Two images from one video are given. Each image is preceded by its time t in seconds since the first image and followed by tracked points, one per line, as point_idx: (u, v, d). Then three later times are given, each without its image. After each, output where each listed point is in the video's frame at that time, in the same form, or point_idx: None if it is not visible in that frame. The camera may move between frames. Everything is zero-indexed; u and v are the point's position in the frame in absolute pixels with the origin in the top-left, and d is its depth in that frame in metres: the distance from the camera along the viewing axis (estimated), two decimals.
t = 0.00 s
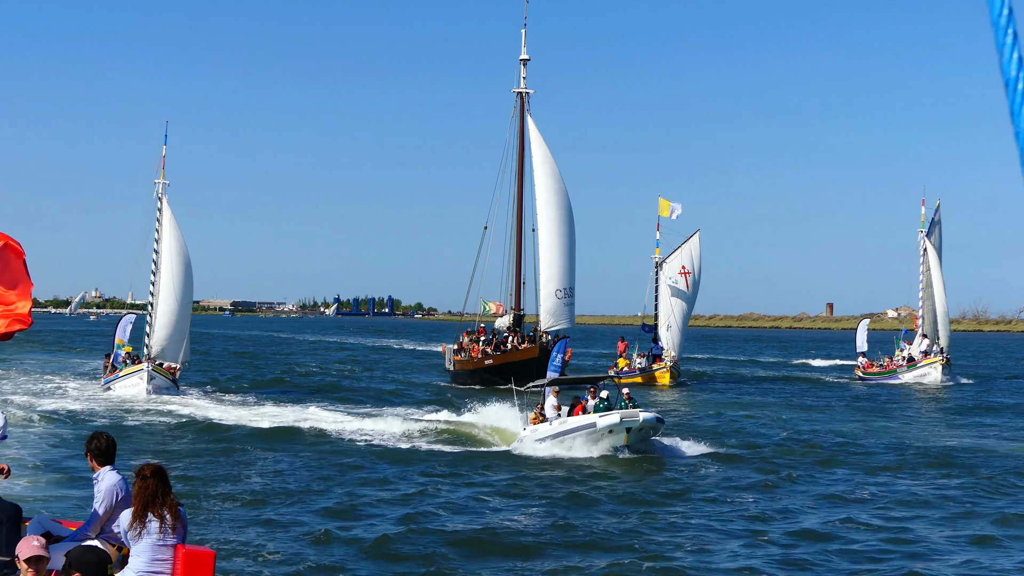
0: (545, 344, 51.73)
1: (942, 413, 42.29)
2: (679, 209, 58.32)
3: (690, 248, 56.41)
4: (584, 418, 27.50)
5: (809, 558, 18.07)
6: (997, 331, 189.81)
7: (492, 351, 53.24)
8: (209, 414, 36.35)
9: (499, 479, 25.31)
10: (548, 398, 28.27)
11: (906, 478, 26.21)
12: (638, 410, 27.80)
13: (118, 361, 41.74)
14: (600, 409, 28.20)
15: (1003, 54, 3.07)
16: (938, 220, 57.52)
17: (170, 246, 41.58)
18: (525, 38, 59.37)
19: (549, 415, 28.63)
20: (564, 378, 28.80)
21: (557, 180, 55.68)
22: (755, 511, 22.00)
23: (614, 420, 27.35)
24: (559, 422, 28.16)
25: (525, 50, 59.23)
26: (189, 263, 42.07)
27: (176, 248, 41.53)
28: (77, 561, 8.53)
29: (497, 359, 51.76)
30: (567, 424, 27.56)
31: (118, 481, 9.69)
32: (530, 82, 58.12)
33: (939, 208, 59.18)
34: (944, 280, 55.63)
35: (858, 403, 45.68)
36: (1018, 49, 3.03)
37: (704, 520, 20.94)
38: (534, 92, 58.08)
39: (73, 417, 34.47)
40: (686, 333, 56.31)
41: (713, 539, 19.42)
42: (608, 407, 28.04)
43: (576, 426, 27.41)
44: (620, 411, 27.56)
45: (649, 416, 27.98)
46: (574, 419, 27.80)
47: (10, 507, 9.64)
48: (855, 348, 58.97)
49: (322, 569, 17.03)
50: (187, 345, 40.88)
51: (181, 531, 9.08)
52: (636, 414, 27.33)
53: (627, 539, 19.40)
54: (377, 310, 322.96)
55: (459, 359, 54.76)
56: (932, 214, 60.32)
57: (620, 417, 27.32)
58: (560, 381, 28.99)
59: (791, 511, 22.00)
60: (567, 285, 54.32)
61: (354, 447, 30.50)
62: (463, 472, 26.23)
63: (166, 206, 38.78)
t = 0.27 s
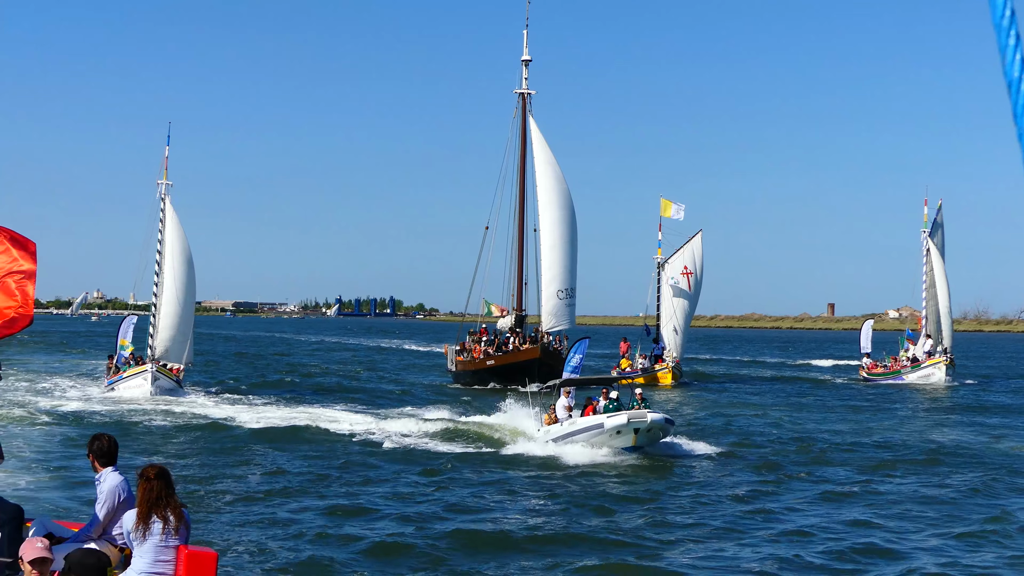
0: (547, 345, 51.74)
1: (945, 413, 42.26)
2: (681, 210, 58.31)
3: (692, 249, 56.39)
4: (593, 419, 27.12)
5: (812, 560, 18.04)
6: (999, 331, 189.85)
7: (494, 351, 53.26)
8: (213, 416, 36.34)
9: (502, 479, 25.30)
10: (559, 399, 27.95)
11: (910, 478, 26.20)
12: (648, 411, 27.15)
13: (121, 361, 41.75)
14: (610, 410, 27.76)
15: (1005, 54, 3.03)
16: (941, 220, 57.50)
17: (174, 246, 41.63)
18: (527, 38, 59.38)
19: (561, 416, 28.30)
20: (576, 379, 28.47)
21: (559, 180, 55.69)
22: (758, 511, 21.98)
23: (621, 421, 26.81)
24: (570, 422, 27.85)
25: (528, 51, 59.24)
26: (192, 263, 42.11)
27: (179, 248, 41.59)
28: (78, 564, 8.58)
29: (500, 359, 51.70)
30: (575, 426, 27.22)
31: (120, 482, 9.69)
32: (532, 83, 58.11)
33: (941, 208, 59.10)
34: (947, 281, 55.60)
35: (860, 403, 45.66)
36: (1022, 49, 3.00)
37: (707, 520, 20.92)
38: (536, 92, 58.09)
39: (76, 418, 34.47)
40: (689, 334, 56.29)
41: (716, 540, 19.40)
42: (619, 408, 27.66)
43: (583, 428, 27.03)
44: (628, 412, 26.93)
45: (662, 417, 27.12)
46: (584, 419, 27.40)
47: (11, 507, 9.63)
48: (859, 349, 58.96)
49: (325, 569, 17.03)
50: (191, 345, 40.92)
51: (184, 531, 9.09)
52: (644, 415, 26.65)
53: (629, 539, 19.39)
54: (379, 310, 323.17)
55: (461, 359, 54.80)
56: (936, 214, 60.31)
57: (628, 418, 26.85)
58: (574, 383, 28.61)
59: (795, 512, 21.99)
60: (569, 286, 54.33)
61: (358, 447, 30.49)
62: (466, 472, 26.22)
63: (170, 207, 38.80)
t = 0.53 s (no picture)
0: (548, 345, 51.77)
1: (947, 413, 42.25)
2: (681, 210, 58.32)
3: (692, 249, 56.40)
4: (598, 421, 26.68)
5: (813, 559, 18.06)
6: (1000, 331, 190.11)
7: (495, 352, 53.31)
8: (215, 417, 36.37)
9: (503, 479, 25.31)
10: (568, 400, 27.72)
11: (911, 479, 26.19)
12: (653, 411, 26.78)
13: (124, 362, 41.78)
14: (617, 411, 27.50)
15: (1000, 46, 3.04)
16: (943, 220, 57.50)
17: (177, 247, 41.64)
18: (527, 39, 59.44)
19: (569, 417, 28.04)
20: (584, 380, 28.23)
21: (560, 181, 55.73)
22: (759, 511, 21.98)
23: (627, 422, 26.48)
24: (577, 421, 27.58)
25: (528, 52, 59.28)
26: (195, 264, 42.12)
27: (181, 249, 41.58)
28: (73, 564, 8.81)
29: (501, 360, 51.71)
30: (581, 427, 26.94)
31: (120, 483, 9.72)
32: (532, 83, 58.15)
33: (943, 209, 59.08)
34: (950, 281, 55.60)
35: (861, 403, 45.64)
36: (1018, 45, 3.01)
37: (708, 520, 20.92)
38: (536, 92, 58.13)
39: (79, 418, 34.54)
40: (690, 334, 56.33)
41: (717, 540, 19.41)
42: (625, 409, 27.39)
43: (589, 429, 26.73)
44: (633, 412, 26.57)
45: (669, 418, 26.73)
46: (589, 420, 27.10)
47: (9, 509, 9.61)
48: (863, 350, 58.96)
49: (325, 568, 17.05)
50: (194, 346, 40.92)
51: (184, 532, 9.13)
52: (650, 417, 26.28)
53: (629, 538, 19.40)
54: (380, 311, 323.40)
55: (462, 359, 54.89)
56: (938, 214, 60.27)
57: (633, 420, 26.36)
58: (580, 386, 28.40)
59: (796, 512, 21.99)
60: (569, 287, 54.34)
61: (359, 448, 30.51)
62: (468, 472, 26.23)
63: (172, 208, 38.84)
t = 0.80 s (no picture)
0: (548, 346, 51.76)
1: (949, 413, 42.25)
2: (681, 210, 58.33)
3: (692, 249, 56.41)
4: (601, 421, 26.52)
5: (813, 558, 18.04)
6: (1000, 332, 190.14)
7: (495, 353, 53.32)
8: (217, 417, 36.36)
9: (504, 479, 25.31)
10: (574, 400, 27.60)
11: (912, 478, 26.18)
12: (657, 411, 26.58)
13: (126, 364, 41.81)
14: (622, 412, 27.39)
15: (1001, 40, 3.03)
16: (944, 220, 57.53)
17: (180, 248, 41.65)
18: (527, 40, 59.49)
19: (575, 417, 27.92)
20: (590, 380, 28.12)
21: (560, 181, 55.75)
22: (760, 510, 21.97)
23: (631, 423, 26.32)
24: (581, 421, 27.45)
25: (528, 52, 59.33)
26: (198, 266, 42.13)
27: (184, 250, 41.59)
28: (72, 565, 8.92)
29: (502, 360, 51.68)
30: (585, 427, 26.80)
31: (119, 483, 9.65)
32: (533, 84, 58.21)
33: (944, 209, 59.10)
34: (951, 281, 55.62)
35: (861, 403, 45.63)
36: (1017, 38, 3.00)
37: (709, 519, 20.89)
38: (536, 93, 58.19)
39: (80, 419, 34.54)
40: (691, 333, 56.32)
41: (717, 539, 19.40)
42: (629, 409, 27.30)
43: (593, 430, 26.58)
44: (637, 412, 26.38)
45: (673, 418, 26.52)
46: (594, 420, 26.94)
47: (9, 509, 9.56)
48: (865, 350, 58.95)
49: (326, 567, 17.05)
50: (196, 347, 40.88)
51: (183, 532, 9.13)
52: (654, 417, 26.11)
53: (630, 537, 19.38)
54: (381, 312, 323.40)
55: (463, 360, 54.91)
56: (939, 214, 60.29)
57: (637, 420, 26.20)
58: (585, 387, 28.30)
59: (796, 511, 21.97)
60: (569, 287, 54.34)
61: (361, 448, 30.50)
62: (469, 472, 26.22)
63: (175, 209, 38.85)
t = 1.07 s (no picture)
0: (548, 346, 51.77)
1: (950, 413, 42.24)
2: (680, 210, 58.32)
3: (692, 249, 56.42)
4: (606, 421, 26.50)
5: (812, 560, 18.04)
6: (1000, 332, 190.14)
7: (495, 354, 53.33)
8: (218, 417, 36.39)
9: (504, 480, 25.31)
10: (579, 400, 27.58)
11: (913, 478, 26.20)
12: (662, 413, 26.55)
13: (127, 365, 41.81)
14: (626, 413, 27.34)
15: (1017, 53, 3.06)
16: (945, 221, 57.55)
17: (183, 250, 41.66)
18: (527, 40, 59.51)
19: (578, 418, 27.90)
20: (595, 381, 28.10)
21: (560, 182, 55.76)
22: (759, 512, 21.96)
23: (635, 424, 26.28)
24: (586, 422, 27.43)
25: (528, 52, 59.33)
26: (201, 267, 42.15)
27: (188, 252, 41.61)
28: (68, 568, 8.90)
29: (502, 361, 51.70)
30: (589, 428, 26.78)
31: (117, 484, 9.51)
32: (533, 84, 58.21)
33: (945, 209, 59.10)
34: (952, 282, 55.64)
35: (861, 403, 45.63)
36: None
37: (708, 521, 20.89)
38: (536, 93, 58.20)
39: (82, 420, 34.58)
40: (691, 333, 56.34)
41: (715, 541, 19.40)
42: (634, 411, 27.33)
43: (597, 430, 26.55)
44: (641, 413, 26.34)
45: (678, 420, 26.48)
46: (598, 421, 26.92)
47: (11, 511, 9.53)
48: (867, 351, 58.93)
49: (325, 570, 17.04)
50: (199, 349, 40.86)
51: (182, 535, 9.17)
52: (659, 418, 26.08)
53: (629, 539, 19.39)
54: (381, 312, 323.34)
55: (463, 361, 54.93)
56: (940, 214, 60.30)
57: (641, 421, 26.17)
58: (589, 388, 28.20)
59: (797, 513, 21.96)
60: (569, 288, 54.34)
61: (362, 449, 30.49)
62: (471, 473, 26.21)
63: (179, 210, 38.85)
